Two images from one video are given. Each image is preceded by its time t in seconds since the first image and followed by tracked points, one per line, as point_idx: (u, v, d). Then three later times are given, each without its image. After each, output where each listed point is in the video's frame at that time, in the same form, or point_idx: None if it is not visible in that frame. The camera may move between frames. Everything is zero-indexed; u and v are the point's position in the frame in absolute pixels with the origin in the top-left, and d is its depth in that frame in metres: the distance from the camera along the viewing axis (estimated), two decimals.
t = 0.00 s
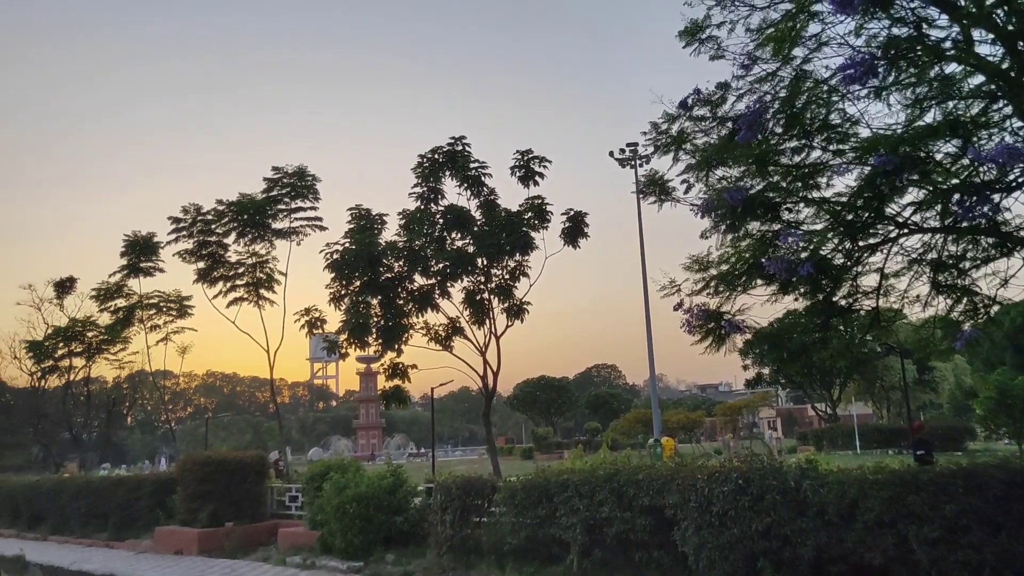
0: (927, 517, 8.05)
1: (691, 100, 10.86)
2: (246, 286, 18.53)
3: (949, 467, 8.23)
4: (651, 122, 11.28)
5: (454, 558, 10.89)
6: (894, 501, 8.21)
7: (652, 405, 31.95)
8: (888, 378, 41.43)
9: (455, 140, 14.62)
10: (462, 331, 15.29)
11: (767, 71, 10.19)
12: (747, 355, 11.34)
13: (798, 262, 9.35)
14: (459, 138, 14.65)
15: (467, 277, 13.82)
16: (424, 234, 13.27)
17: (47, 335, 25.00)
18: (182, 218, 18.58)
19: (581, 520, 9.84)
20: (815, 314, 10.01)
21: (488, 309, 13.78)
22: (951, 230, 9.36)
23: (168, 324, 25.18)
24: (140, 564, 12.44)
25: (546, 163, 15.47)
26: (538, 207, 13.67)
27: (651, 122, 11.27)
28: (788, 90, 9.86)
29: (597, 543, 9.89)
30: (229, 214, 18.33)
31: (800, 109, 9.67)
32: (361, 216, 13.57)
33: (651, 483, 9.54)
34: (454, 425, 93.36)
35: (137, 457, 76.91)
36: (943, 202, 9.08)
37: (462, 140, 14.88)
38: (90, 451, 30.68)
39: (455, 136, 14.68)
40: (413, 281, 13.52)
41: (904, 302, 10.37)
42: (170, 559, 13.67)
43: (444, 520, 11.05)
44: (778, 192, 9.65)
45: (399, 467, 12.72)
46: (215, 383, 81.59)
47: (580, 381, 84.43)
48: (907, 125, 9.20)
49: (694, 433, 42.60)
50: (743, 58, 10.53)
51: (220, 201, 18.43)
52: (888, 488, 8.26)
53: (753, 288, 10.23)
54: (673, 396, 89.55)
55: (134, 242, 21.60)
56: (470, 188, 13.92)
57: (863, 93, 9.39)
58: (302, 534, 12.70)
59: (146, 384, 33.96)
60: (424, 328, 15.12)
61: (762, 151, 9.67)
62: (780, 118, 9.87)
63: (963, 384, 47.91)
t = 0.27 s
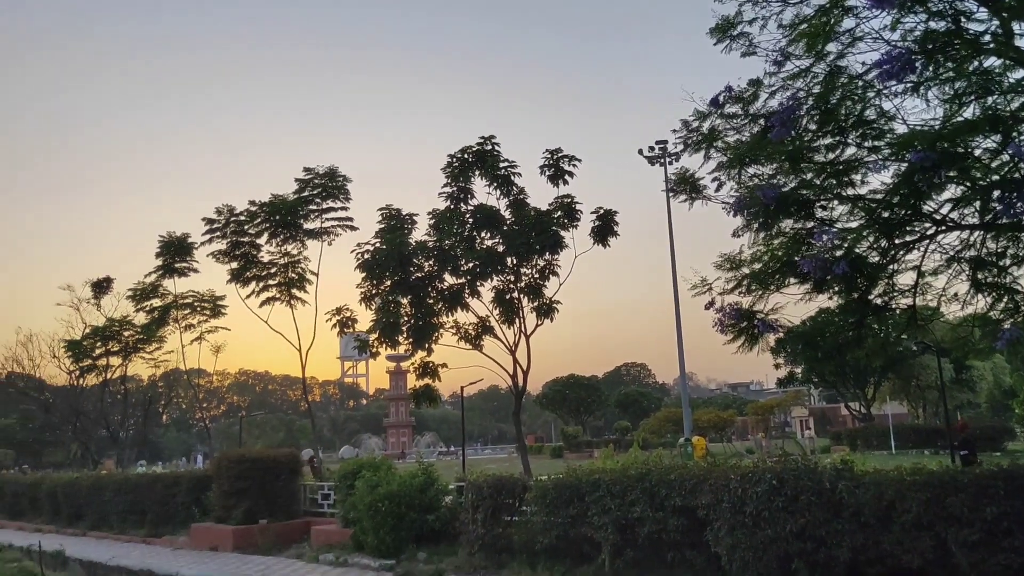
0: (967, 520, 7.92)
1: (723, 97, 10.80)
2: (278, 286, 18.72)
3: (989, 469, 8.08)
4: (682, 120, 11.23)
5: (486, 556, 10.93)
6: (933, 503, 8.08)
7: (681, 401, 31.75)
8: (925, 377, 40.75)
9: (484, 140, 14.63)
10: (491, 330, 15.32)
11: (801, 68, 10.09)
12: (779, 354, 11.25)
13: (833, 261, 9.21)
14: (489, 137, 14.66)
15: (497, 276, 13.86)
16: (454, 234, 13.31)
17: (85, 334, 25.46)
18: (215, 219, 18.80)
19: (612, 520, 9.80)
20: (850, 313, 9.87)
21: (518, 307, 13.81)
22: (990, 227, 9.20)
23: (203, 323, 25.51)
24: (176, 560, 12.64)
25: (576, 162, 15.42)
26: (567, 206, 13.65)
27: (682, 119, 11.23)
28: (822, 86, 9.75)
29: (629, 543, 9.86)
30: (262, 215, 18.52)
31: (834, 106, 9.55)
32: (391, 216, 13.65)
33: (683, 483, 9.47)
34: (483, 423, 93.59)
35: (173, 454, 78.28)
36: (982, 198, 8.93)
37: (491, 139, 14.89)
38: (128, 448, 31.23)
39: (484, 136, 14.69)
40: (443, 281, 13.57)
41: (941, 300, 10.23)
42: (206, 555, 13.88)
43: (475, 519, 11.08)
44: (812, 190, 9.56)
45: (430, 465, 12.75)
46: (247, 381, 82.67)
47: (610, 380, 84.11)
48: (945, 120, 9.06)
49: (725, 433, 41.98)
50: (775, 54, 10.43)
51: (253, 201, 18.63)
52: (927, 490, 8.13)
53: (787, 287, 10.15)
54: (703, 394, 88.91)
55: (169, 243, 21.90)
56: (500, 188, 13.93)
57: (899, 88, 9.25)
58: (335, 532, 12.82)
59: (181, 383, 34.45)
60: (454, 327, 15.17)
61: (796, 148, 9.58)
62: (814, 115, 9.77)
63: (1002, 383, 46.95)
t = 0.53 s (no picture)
0: (1004, 521, 7.78)
1: (753, 92, 10.69)
2: (308, 283, 18.88)
3: None
4: (711, 115, 11.14)
5: (514, 553, 10.97)
6: (969, 504, 7.95)
7: (710, 399, 31.48)
8: (960, 375, 40.06)
9: (512, 136, 14.62)
10: (519, 326, 15.33)
11: (833, 61, 9.94)
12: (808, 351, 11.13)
13: (866, 259, 9.12)
14: (516, 133, 14.65)
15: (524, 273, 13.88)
16: (481, 231, 13.33)
17: (119, 331, 25.90)
18: (246, 217, 19.00)
19: (641, 518, 9.76)
20: (884, 310, 9.75)
21: (546, 304, 13.82)
22: None
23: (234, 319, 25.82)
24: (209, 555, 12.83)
25: (604, 158, 15.36)
26: (595, 202, 13.61)
27: (712, 115, 11.14)
28: (856, 81, 9.60)
29: (658, 541, 9.81)
30: (291, 213, 18.68)
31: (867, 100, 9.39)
32: (419, 214, 13.71)
33: (713, 482, 9.40)
34: (510, 419, 93.74)
35: (205, 448, 79.52)
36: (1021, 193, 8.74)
37: (519, 135, 14.88)
38: (162, 442, 31.74)
39: (512, 132, 14.68)
40: (471, 278, 13.61)
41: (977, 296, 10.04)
42: (238, 549, 14.07)
43: (503, 516, 11.12)
44: (844, 185, 9.42)
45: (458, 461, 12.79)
46: (276, 377, 83.64)
47: (638, 377, 83.74)
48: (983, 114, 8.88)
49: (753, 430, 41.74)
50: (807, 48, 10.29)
51: (282, 199, 18.79)
52: (963, 491, 7.99)
53: (819, 284, 10.06)
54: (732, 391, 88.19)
55: (200, 240, 22.17)
56: (528, 185, 13.93)
57: (935, 82, 9.08)
58: (364, 527, 12.92)
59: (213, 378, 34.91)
60: (482, 324, 15.20)
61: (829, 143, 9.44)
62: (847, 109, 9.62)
63: None
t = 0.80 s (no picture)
0: None
1: (785, 92, 10.62)
2: (338, 286, 19.03)
3: None
4: (742, 116, 11.08)
5: (545, 555, 10.98)
6: (1009, 510, 7.79)
7: (742, 403, 31.20)
8: (999, 379, 39.22)
9: (541, 138, 14.63)
10: (548, 328, 15.34)
11: (867, 60, 9.82)
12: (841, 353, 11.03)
13: (902, 261, 9.01)
14: (545, 136, 14.66)
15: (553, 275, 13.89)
16: (510, 233, 13.35)
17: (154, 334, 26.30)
18: (277, 221, 19.20)
19: (673, 522, 9.71)
20: (919, 313, 9.60)
21: (575, 306, 13.81)
22: None
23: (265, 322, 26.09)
24: (243, 555, 12.99)
25: (632, 160, 15.32)
26: (624, 204, 13.60)
27: (742, 115, 11.08)
28: (890, 79, 9.46)
29: (690, 545, 9.75)
30: (322, 216, 18.84)
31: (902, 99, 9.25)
32: (448, 216, 13.78)
33: (746, 485, 9.31)
34: (539, 422, 93.71)
35: (236, 449, 80.53)
36: None
37: (547, 137, 14.89)
38: (196, 444, 32.17)
39: (540, 135, 14.69)
40: (500, 280, 13.65)
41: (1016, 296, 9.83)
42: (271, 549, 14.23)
43: (534, 518, 11.13)
44: (879, 185, 9.31)
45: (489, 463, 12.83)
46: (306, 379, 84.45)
47: (666, 379, 83.25)
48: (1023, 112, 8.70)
49: (785, 432, 41.34)
50: (840, 47, 10.18)
51: (313, 203, 18.96)
52: (1003, 497, 7.84)
53: (853, 286, 9.94)
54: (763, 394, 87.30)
55: (232, 244, 22.43)
56: (557, 187, 13.93)
57: (972, 81, 8.92)
58: (395, 529, 13.01)
59: (245, 380, 35.33)
60: (511, 326, 15.23)
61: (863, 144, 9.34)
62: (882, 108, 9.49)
63: None
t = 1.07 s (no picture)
0: None
1: (824, 93, 10.53)
2: (375, 291, 19.18)
3: None
4: (779, 117, 11.01)
5: (582, 560, 10.95)
6: None
7: (781, 408, 30.81)
8: None
9: (575, 142, 14.63)
10: (582, 332, 15.32)
11: (908, 60, 9.68)
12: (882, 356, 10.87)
13: (946, 263, 8.88)
14: (579, 139, 14.65)
15: (587, 279, 13.89)
16: (545, 237, 13.36)
17: (194, 338, 26.74)
18: (314, 226, 19.41)
19: (711, 527, 9.63)
20: (963, 317, 9.39)
21: (610, 310, 13.80)
22: None
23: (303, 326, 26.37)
24: (282, 557, 13.17)
25: (667, 163, 15.24)
26: (659, 208, 13.56)
27: (780, 117, 11.00)
28: (933, 79, 9.31)
29: (729, 551, 9.67)
30: (358, 221, 19.01)
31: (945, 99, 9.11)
32: (483, 221, 13.85)
33: (785, 491, 9.19)
34: (572, 426, 93.48)
35: (273, 452, 81.60)
36: None
37: (581, 141, 14.87)
38: (236, 447, 32.62)
39: (574, 138, 14.68)
40: (535, 284, 13.67)
41: None
42: (309, 551, 14.39)
43: (571, 523, 11.12)
44: (921, 186, 9.19)
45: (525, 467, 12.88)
46: (341, 382, 85.32)
47: (701, 383, 82.47)
48: None
49: (823, 438, 40.74)
50: (880, 46, 10.05)
51: (349, 208, 19.13)
52: None
53: (895, 288, 9.80)
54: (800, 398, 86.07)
55: (270, 249, 22.71)
56: (591, 191, 13.92)
57: (1018, 80, 8.74)
58: (432, 532, 13.10)
59: (282, 383, 35.75)
60: (545, 330, 15.24)
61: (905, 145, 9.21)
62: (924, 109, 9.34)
63: None
